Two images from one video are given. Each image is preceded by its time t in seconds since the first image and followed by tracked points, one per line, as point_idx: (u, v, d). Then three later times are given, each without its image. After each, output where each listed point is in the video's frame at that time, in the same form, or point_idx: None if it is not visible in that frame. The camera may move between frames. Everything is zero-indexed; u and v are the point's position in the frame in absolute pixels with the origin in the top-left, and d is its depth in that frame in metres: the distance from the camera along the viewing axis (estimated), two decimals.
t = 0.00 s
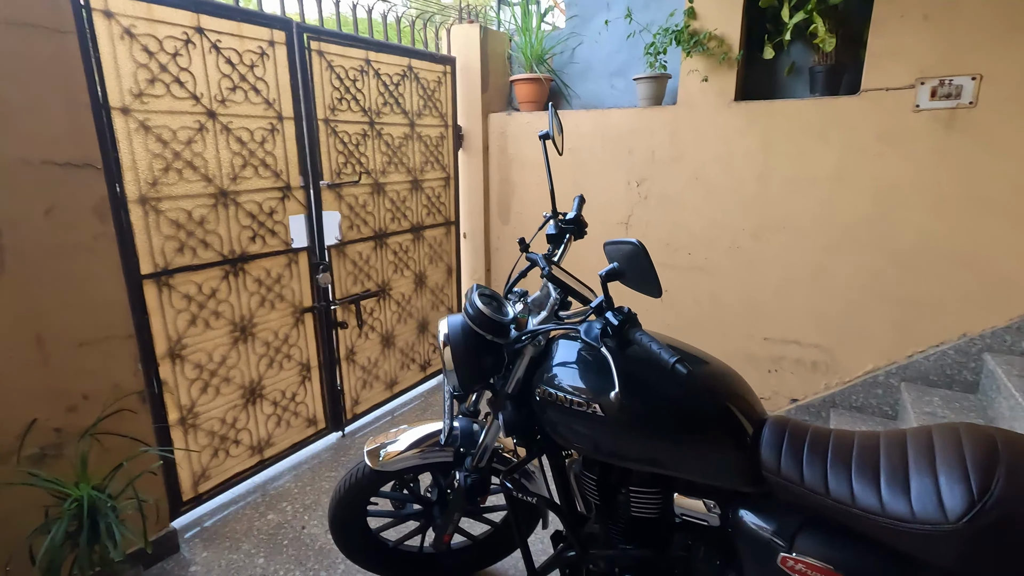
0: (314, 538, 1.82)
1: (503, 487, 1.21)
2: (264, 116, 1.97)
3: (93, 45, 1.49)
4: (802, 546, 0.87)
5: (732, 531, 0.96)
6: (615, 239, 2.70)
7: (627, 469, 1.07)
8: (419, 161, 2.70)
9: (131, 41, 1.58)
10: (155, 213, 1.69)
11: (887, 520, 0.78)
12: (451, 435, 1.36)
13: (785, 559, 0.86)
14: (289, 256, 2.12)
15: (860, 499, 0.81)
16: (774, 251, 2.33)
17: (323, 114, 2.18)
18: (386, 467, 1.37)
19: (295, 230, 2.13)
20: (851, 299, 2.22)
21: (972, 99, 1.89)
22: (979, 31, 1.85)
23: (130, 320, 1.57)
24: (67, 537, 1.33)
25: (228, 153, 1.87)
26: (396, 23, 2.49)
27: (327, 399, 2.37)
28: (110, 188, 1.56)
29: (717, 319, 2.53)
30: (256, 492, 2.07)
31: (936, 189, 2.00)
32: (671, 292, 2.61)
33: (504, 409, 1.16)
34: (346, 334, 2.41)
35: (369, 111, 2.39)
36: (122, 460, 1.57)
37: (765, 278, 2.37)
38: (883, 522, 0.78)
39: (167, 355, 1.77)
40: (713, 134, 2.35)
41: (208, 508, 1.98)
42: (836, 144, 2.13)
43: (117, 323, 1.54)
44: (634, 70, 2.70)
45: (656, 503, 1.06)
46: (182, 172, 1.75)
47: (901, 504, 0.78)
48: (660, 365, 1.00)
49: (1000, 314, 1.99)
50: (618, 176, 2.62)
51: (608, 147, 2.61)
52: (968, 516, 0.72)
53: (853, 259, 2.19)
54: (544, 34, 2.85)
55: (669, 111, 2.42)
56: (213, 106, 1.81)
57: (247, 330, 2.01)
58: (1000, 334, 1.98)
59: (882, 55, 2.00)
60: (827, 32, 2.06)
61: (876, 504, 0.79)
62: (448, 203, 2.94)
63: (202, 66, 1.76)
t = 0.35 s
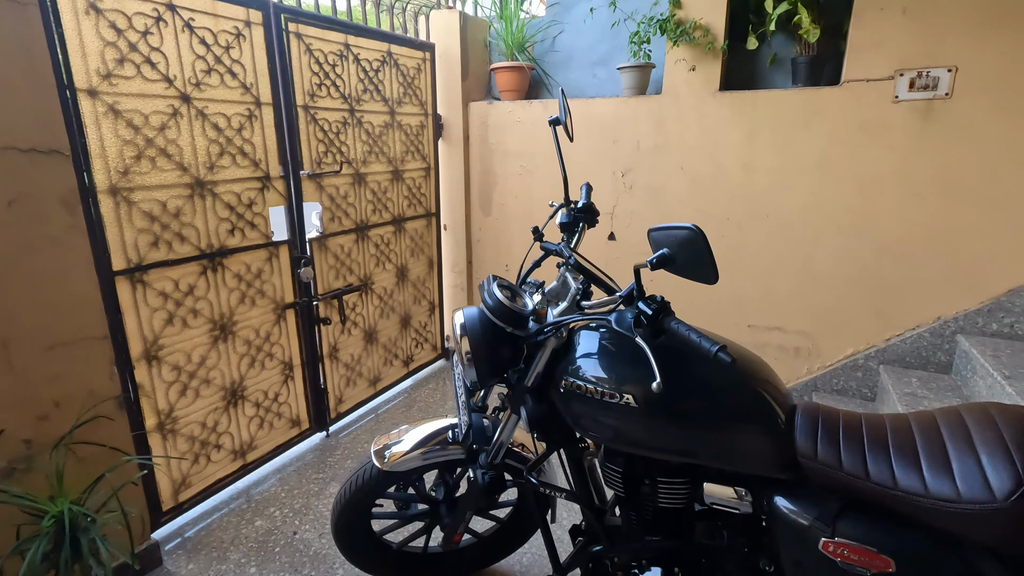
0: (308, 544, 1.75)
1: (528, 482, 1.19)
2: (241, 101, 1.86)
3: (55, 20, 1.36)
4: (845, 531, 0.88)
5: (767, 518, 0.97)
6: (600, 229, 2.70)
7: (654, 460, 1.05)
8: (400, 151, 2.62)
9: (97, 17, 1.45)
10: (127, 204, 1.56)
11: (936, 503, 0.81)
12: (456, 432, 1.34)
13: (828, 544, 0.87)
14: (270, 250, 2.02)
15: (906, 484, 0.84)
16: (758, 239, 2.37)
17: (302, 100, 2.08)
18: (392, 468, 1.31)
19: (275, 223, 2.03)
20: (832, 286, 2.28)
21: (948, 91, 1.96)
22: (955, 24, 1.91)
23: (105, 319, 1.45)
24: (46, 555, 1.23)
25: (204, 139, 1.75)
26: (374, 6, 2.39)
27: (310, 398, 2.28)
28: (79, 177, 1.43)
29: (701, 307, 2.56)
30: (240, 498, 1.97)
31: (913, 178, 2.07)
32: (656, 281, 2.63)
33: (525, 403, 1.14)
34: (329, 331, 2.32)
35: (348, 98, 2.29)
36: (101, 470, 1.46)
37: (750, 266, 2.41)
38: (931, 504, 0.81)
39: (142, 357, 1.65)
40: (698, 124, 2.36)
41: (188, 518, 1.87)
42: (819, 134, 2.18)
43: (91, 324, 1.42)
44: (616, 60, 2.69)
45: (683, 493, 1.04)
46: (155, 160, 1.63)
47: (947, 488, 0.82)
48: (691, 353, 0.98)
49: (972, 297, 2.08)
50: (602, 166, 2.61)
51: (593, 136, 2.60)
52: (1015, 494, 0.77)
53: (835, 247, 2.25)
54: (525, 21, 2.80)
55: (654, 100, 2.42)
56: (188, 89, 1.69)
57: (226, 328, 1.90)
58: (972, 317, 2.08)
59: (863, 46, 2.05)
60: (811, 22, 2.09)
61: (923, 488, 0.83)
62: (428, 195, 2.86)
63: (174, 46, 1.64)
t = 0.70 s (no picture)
0: (293, 550, 1.71)
1: (523, 481, 1.19)
2: (217, 98, 1.80)
3: (20, 12, 1.30)
4: (839, 521, 0.90)
5: (761, 510, 0.99)
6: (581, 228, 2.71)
7: (648, 456, 1.05)
8: (379, 150, 2.58)
9: (64, 9, 1.39)
10: (98, 204, 1.51)
11: (927, 492, 0.84)
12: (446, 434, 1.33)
13: (823, 534, 0.90)
14: (248, 251, 1.97)
15: (899, 475, 0.87)
16: (736, 237, 2.41)
17: (280, 97, 2.04)
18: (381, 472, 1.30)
19: (253, 223, 1.98)
20: (808, 282, 2.34)
21: (916, 92, 2.03)
22: (922, 27, 1.98)
23: (77, 324, 1.40)
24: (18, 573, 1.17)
25: (178, 138, 1.69)
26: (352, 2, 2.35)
27: (291, 401, 2.23)
28: (48, 176, 1.37)
29: (682, 304, 2.59)
30: (220, 506, 1.92)
31: (884, 176, 2.14)
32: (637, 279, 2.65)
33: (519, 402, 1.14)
34: (309, 333, 2.28)
35: (327, 96, 2.26)
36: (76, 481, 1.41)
37: (728, 264, 2.45)
38: (923, 492, 0.84)
39: (116, 363, 1.59)
40: (677, 123, 2.40)
41: (166, 528, 1.81)
42: (794, 134, 2.23)
43: (63, 328, 1.36)
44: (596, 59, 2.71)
45: (677, 488, 1.05)
46: (127, 159, 1.57)
47: (937, 476, 0.85)
48: (685, 350, 1.00)
49: (940, 291, 2.16)
50: (583, 165, 2.62)
51: (574, 135, 2.61)
52: (1002, 481, 0.80)
53: (811, 243, 2.30)
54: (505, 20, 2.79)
55: (634, 100, 2.44)
56: (161, 86, 1.64)
57: (204, 332, 1.84)
58: (941, 310, 2.17)
59: (836, 48, 2.11)
60: (786, 24, 2.14)
61: (914, 478, 0.86)
62: (408, 194, 2.84)
63: (146, 40, 1.59)
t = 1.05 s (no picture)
0: (274, 550, 1.69)
1: (506, 475, 1.20)
2: (187, 90, 1.75)
3: None
4: (816, 507, 0.93)
5: (740, 499, 1.01)
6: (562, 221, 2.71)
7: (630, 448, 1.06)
8: (356, 143, 2.55)
9: None
10: (64, 201, 1.46)
11: (898, 478, 0.87)
12: (427, 429, 1.33)
13: (800, 521, 0.92)
14: (222, 247, 1.93)
15: (871, 462, 0.90)
16: (714, 229, 2.44)
17: (253, 89, 1.99)
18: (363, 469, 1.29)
19: (227, 218, 1.94)
20: (783, 273, 2.39)
21: (887, 86, 2.07)
22: (893, 22, 2.02)
23: (44, 324, 1.35)
24: None
25: (147, 131, 1.64)
26: None
27: (269, 399, 2.20)
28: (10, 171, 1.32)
29: (661, 296, 2.62)
30: (198, 507, 1.89)
31: (856, 169, 2.18)
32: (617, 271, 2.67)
33: (502, 397, 1.14)
34: (287, 329, 2.25)
35: (301, 88, 2.21)
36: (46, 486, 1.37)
37: (706, 255, 2.48)
38: (894, 477, 0.87)
39: (86, 364, 1.55)
40: (655, 116, 2.41)
41: (142, 531, 1.77)
42: (770, 127, 2.26)
43: (28, 329, 1.32)
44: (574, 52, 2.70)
45: (658, 478, 1.06)
46: (94, 154, 1.52)
47: (908, 462, 0.88)
48: (665, 343, 1.01)
49: (910, 280, 2.22)
50: (562, 158, 2.62)
51: (553, 128, 2.60)
52: (969, 466, 0.83)
53: (786, 235, 2.34)
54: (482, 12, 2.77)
55: (612, 93, 2.45)
56: (128, 77, 1.58)
57: (178, 330, 1.80)
58: (911, 300, 2.23)
59: (810, 42, 2.13)
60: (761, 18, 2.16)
61: (886, 464, 0.89)
62: (387, 188, 2.80)
63: (111, 30, 1.53)
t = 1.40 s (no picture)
0: (268, 549, 1.68)
1: (504, 470, 1.20)
2: (172, 83, 1.72)
3: None
4: (812, 498, 0.93)
5: (737, 491, 1.01)
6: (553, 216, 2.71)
7: (627, 442, 1.07)
8: (345, 137, 2.52)
9: None
10: (48, 197, 1.43)
11: (893, 467, 0.90)
12: (422, 425, 1.32)
13: (797, 511, 0.93)
14: (210, 244, 1.90)
15: (867, 453, 0.92)
16: (704, 222, 2.46)
17: (240, 83, 1.96)
18: (359, 467, 1.28)
19: (215, 214, 1.91)
20: (773, 267, 2.41)
21: (875, 81, 2.09)
22: (881, 17, 2.04)
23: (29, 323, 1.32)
24: None
25: (132, 125, 1.61)
26: None
27: (260, 397, 2.18)
28: None
29: (651, 290, 2.63)
30: (189, 506, 1.87)
31: (844, 162, 2.21)
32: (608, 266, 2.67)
33: (499, 392, 1.14)
34: (277, 326, 2.23)
35: (289, 81, 2.18)
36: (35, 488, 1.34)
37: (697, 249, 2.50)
38: (888, 467, 0.89)
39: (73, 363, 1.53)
40: (646, 110, 2.41)
41: (133, 532, 1.75)
42: (759, 121, 2.27)
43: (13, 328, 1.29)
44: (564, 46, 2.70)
45: (655, 471, 1.06)
46: (78, 148, 1.48)
47: (902, 452, 0.90)
48: (663, 337, 1.01)
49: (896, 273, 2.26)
50: (553, 153, 2.62)
51: (543, 123, 2.60)
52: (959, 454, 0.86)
53: (775, 229, 2.36)
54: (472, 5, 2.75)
55: (603, 86, 2.45)
56: (112, 70, 1.55)
57: (166, 328, 1.78)
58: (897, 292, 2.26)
59: (799, 36, 2.15)
60: (751, 12, 2.17)
61: (881, 455, 0.91)
62: (376, 182, 2.78)
63: (94, 21, 1.49)
